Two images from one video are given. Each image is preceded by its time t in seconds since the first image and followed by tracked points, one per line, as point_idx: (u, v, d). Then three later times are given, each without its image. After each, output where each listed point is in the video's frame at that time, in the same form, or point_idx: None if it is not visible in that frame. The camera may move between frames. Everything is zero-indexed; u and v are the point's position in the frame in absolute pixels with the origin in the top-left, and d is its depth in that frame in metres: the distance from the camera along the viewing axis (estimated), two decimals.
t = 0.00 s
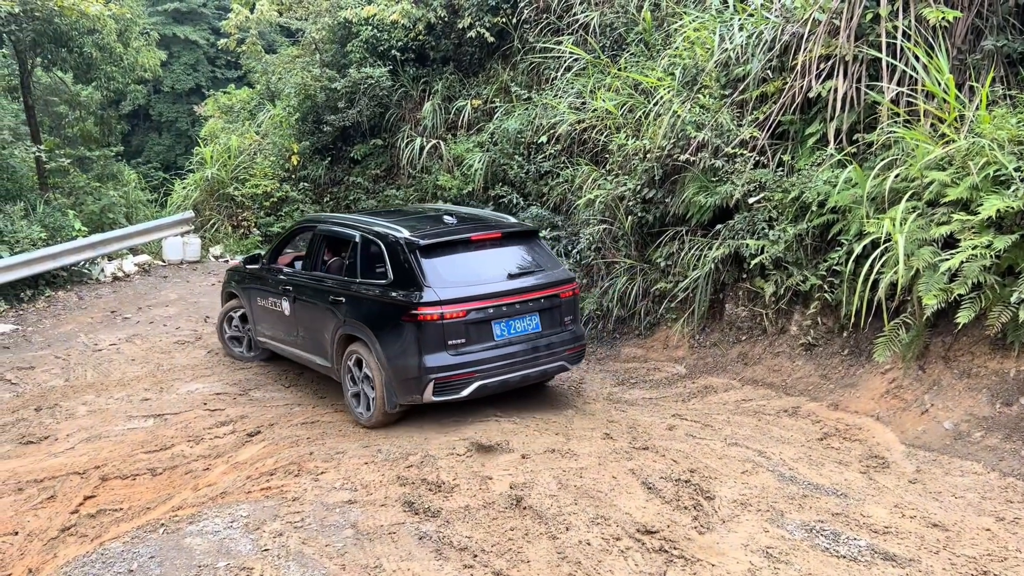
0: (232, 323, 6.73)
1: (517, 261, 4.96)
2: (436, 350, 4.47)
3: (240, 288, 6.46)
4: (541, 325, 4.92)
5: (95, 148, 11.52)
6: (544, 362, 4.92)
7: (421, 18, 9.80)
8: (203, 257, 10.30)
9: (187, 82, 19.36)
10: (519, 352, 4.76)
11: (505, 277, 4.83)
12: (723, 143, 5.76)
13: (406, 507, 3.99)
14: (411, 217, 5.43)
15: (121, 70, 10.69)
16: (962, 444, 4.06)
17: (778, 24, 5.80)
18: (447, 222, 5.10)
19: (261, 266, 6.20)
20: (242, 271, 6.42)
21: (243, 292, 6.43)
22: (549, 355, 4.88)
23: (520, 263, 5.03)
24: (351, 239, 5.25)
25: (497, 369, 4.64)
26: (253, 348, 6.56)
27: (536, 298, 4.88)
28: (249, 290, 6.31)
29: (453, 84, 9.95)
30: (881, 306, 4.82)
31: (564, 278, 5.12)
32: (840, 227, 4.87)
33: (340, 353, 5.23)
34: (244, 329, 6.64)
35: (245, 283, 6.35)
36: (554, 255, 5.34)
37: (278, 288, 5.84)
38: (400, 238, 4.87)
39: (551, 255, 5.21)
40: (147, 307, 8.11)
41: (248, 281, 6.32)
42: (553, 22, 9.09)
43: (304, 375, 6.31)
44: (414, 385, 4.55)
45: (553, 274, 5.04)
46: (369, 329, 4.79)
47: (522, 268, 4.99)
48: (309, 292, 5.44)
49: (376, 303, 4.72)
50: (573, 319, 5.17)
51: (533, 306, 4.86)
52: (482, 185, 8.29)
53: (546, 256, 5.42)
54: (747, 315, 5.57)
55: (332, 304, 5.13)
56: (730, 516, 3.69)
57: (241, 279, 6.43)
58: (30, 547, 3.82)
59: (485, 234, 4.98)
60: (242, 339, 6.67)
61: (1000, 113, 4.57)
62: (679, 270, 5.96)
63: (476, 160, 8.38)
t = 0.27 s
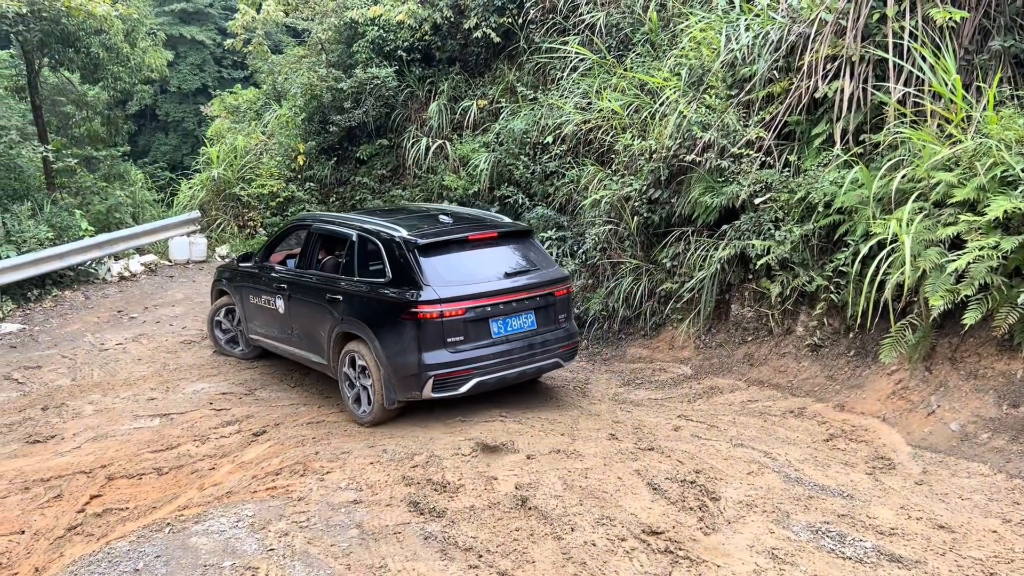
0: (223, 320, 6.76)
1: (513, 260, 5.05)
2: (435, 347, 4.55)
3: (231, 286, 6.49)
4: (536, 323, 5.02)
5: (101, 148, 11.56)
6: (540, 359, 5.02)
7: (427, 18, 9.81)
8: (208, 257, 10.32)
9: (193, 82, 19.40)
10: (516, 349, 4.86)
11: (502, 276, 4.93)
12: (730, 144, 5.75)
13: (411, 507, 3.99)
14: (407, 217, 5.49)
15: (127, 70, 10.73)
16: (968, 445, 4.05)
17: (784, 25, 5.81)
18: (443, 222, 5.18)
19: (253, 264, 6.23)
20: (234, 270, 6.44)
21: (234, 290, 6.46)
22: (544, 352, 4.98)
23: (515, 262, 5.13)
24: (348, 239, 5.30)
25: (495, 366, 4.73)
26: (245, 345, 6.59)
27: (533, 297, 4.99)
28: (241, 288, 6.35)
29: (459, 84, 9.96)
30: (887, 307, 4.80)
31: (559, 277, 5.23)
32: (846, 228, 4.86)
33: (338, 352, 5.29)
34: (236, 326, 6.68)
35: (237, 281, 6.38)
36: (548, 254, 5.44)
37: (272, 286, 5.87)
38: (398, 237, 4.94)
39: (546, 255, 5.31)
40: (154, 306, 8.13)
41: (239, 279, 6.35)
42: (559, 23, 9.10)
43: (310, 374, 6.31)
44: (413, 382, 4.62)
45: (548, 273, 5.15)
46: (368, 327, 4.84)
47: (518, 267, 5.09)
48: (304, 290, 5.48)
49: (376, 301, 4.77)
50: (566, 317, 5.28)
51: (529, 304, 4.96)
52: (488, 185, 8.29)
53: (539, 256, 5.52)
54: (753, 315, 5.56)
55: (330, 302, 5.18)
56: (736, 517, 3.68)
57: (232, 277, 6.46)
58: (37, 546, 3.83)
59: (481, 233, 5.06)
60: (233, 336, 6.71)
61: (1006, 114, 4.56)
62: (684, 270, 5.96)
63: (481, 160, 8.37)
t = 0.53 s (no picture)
0: (217, 318, 6.82)
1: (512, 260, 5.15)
2: (437, 346, 4.63)
3: (228, 283, 6.55)
4: (535, 322, 5.12)
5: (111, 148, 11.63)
6: (538, 357, 5.13)
7: (436, 19, 9.80)
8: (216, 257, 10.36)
9: (202, 82, 19.45)
10: (516, 348, 4.96)
11: (502, 275, 5.02)
12: (738, 144, 5.73)
13: (419, 506, 3.99)
14: (407, 216, 5.56)
15: (138, 70, 10.78)
16: (977, 447, 4.03)
17: (793, 24, 5.79)
18: (444, 222, 5.26)
19: (251, 262, 6.28)
20: (230, 267, 6.50)
21: (231, 287, 6.53)
22: (543, 351, 5.09)
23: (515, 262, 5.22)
24: (348, 238, 5.37)
25: (495, 364, 4.83)
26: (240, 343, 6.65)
27: (532, 296, 5.09)
28: (237, 285, 6.41)
29: (467, 84, 9.95)
30: (896, 308, 4.79)
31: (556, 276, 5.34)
32: (855, 228, 4.85)
33: (337, 349, 5.36)
34: (231, 323, 6.74)
35: (234, 279, 6.44)
36: (545, 254, 5.54)
37: (271, 284, 5.93)
38: (399, 237, 5.00)
39: (544, 255, 5.41)
40: (163, 306, 8.16)
41: (236, 277, 6.41)
42: (568, 23, 9.11)
43: (318, 374, 6.32)
44: (415, 379, 4.70)
45: (546, 274, 5.25)
46: (369, 326, 4.91)
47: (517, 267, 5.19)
48: (304, 288, 5.55)
49: (377, 300, 4.85)
50: (564, 316, 5.39)
51: (528, 303, 5.06)
52: (496, 185, 8.29)
53: (537, 256, 5.61)
54: (762, 316, 5.55)
55: (329, 301, 5.25)
56: (744, 518, 3.68)
57: (229, 274, 6.51)
58: (47, 544, 3.85)
59: (481, 234, 5.15)
60: (228, 333, 6.77)
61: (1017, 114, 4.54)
62: (693, 271, 5.96)
63: (490, 160, 8.37)
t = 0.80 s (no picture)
0: (213, 316, 6.86)
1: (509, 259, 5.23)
2: (438, 346, 4.68)
3: (224, 283, 6.58)
4: (532, 320, 5.20)
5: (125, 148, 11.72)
6: (535, 355, 5.21)
7: (447, 19, 9.75)
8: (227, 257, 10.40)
9: (215, 83, 19.53)
10: (514, 346, 5.04)
11: (500, 275, 5.10)
12: (750, 144, 5.74)
13: (429, 505, 4.00)
14: (404, 217, 5.62)
15: (151, 71, 10.86)
16: (990, 448, 4.01)
17: (805, 24, 5.77)
18: (441, 223, 5.31)
19: (248, 262, 6.31)
20: (227, 266, 6.53)
21: (227, 288, 6.56)
22: (540, 349, 5.18)
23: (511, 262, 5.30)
24: (346, 239, 5.41)
25: (494, 363, 4.91)
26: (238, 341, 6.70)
27: (529, 295, 5.17)
28: (234, 285, 6.45)
29: (478, 84, 9.95)
30: (908, 308, 4.76)
31: (552, 275, 5.43)
32: (867, 228, 4.82)
33: (337, 349, 5.41)
34: (227, 322, 6.78)
35: (230, 279, 6.47)
36: (540, 253, 5.62)
37: (268, 284, 5.97)
38: (398, 238, 5.05)
39: (539, 254, 5.49)
40: (175, 305, 8.21)
41: (233, 277, 6.44)
42: (579, 23, 9.11)
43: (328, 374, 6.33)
44: (416, 379, 4.75)
45: (541, 272, 5.35)
46: (369, 326, 4.96)
47: (514, 267, 5.27)
48: (302, 289, 5.59)
49: (377, 301, 4.90)
50: (559, 314, 5.48)
51: (526, 302, 5.14)
52: (507, 185, 8.29)
53: (532, 254, 5.69)
54: (773, 316, 5.53)
55: (329, 301, 5.30)
56: (754, 518, 3.67)
57: (225, 274, 6.54)
58: (59, 541, 3.88)
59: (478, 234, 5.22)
60: (225, 332, 6.81)
61: None
62: (703, 271, 5.95)
63: (500, 160, 8.36)
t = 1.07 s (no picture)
0: (208, 316, 6.86)
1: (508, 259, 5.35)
2: (441, 345, 4.78)
3: (219, 284, 6.59)
4: (530, 318, 5.33)
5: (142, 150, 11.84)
6: (534, 352, 5.34)
7: (462, 21, 9.75)
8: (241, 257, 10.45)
9: (231, 85, 19.57)
10: (514, 343, 5.16)
11: (499, 275, 5.22)
12: (765, 144, 5.71)
13: (443, 506, 4.01)
14: (402, 219, 5.69)
15: (168, 73, 10.97)
16: (1008, 452, 3.97)
17: (821, 25, 5.77)
18: (440, 224, 5.41)
19: (244, 264, 6.32)
20: (222, 267, 6.54)
21: (222, 289, 6.57)
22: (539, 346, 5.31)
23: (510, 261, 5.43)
24: (345, 240, 5.47)
25: (495, 360, 5.02)
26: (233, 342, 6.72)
27: (528, 294, 5.30)
28: (230, 286, 6.46)
29: (493, 85, 9.93)
30: (925, 311, 4.73)
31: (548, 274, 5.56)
32: (883, 230, 4.79)
33: (339, 349, 5.47)
34: (221, 323, 6.79)
35: (225, 280, 6.48)
36: (536, 253, 5.73)
37: (266, 285, 6.00)
38: (399, 239, 5.13)
39: (536, 254, 5.61)
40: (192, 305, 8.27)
41: (229, 278, 6.45)
42: (593, 24, 9.11)
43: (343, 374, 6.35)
44: (420, 377, 4.84)
45: (539, 271, 5.47)
46: (373, 326, 5.04)
47: (512, 266, 5.39)
48: (302, 290, 5.64)
49: (380, 302, 4.98)
50: (555, 312, 5.61)
51: (525, 301, 5.25)
52: (521, 187, 8.28)
53: (528, 254, 5.80)
54: (788, 318, 5.49)
55: (330, 302, 5.36)
56: (769, 521, 3.66)
57: (220, 275, 6.55)
58: (77, 538, 3.92)
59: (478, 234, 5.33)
60: (219, 333, 6.82)
61: None
62: (719, 272, 5.93)
63: (515, 161, 8.35)
